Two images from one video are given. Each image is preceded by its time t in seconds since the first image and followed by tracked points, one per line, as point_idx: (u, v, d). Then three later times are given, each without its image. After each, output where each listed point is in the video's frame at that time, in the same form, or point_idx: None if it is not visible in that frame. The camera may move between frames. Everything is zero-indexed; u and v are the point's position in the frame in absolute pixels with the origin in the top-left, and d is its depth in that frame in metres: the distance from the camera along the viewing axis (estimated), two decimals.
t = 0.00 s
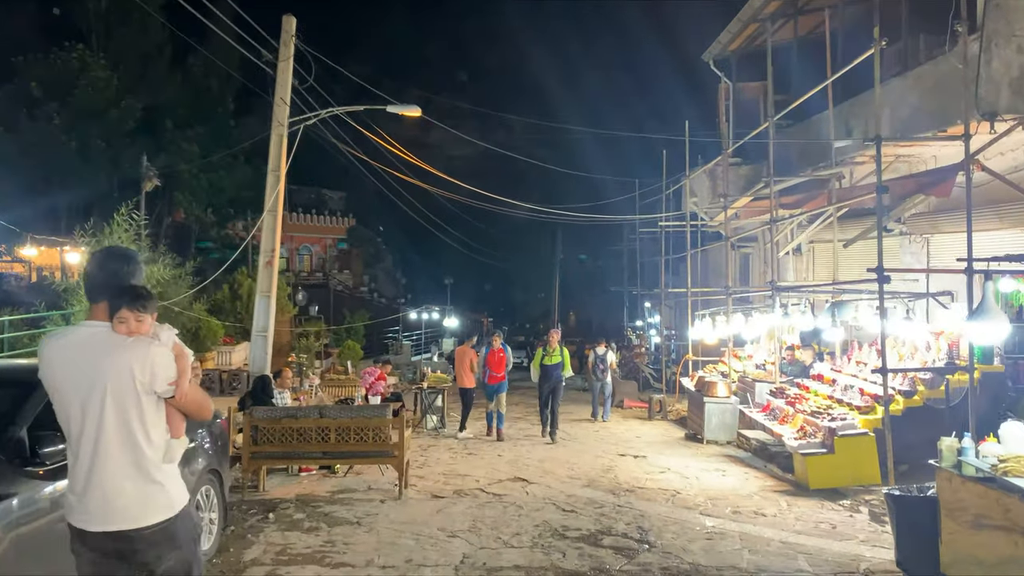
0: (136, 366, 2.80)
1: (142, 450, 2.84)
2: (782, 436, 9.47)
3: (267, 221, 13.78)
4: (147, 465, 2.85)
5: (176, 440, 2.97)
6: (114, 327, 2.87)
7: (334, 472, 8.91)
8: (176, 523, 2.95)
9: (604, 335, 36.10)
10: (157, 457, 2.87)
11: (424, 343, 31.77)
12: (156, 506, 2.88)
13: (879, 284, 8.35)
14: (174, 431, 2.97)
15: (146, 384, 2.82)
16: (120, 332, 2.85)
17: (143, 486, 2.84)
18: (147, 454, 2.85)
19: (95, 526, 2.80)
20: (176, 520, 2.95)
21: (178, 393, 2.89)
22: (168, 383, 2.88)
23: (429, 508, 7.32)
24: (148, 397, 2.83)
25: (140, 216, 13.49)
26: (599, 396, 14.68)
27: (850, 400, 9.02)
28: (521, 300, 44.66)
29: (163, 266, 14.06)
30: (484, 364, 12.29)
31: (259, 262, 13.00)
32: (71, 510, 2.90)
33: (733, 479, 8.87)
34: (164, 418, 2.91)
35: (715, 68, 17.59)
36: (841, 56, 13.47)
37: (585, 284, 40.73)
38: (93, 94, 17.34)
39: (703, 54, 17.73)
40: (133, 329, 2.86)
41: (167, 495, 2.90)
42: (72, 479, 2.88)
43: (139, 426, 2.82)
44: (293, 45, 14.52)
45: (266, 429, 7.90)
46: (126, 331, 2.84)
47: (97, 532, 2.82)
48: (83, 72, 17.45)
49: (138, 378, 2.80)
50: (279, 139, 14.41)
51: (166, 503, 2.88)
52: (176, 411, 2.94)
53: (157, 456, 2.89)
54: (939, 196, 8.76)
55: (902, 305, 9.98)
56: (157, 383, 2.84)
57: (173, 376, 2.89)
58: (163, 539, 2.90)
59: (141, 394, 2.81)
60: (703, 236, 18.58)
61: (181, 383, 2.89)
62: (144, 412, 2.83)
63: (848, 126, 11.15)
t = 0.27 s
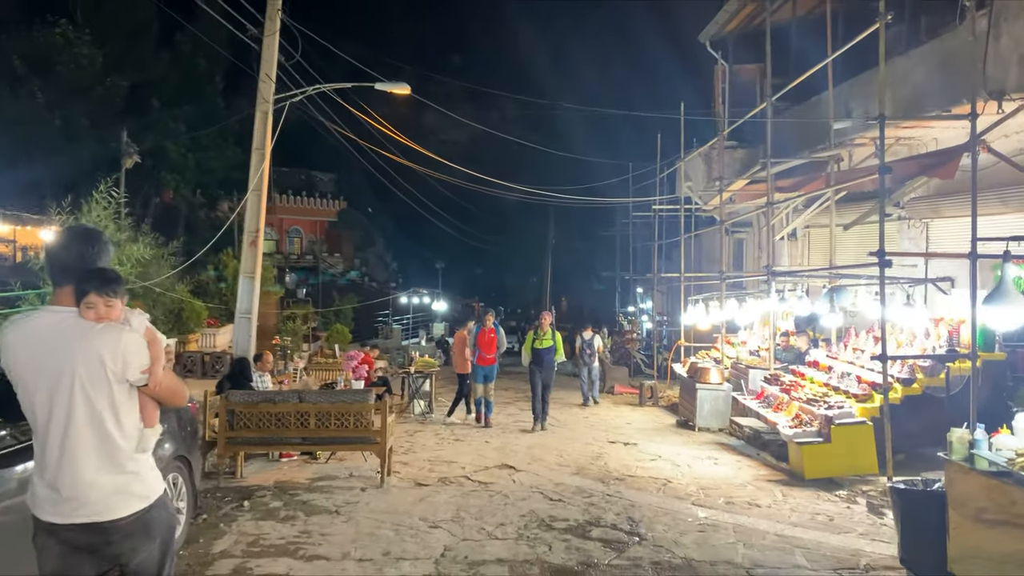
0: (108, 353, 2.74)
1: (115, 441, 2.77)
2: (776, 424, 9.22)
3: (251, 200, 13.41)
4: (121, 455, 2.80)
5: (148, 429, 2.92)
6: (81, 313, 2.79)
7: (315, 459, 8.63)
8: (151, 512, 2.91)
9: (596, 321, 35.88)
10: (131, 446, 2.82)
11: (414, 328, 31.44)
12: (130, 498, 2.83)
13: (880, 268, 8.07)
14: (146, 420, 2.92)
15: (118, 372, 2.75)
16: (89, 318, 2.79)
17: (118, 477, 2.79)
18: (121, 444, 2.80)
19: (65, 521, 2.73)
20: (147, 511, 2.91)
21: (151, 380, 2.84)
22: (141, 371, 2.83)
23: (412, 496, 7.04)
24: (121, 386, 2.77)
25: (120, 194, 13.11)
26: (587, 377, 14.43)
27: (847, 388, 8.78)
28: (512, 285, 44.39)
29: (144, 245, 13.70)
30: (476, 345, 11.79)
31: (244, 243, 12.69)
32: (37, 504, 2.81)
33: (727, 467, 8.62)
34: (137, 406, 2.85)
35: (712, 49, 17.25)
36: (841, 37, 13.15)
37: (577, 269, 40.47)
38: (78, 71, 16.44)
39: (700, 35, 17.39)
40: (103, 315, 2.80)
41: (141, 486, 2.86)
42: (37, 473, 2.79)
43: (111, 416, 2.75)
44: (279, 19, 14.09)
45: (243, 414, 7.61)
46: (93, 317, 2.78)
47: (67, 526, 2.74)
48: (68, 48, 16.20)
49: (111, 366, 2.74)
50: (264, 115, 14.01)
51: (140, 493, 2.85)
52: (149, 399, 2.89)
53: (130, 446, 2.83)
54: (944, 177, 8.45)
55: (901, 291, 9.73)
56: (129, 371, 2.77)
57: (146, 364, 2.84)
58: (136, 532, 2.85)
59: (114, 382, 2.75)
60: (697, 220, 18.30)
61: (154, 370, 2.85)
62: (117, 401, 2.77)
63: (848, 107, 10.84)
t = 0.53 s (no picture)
0: (83, 344, 2.64)
1: (96, 434, 2.69)
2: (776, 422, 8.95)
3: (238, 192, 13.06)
4: (102, 450, 2.72)
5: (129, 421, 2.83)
6: (52, 302, 2.70)
7: (300, 458, 8.31)
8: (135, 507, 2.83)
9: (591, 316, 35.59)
10: (113, 439, 2.74)
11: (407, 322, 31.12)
12: (114, 493, 2.75)
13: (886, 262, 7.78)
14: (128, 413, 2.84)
15: (96, 363, 2.67)
16: (60, 307, 2.69)
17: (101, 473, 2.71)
18: (102, 438, 2.71)
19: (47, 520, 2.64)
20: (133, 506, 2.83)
21: (130, 371, 2.74)
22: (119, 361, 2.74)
23: (397, 498, 6.74)
24: (98, 377, 2.68)
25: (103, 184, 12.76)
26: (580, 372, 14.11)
27: (849, 386, 8.50)
28: (508, 280, 44.09)
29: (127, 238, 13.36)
30: (467, 344, 11.31)
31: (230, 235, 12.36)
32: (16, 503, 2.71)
33: (725, 467, 8.34)
34: (118, 398, 2.76)
35: (710, 39, 16.92)
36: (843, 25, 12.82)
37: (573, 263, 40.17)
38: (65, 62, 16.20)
39: (697, 25, 17.05)
40: (75, 304, 2.71)
41: (126, 481, 2.78)
42: (14, 472, 2.69)
43: (88, 408, 2.67)
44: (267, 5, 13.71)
45: (223, 412, 7.31)
46: (65, 305, 2.68)
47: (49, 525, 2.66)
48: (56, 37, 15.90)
49: (88, 356, 2.65)
50: (252, 105, 13.65)
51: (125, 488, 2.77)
52: (130, 391, 2.80)
53: (112, 440, 2.75)
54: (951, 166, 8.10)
55: (905, 285, 9.45)
56: (106, 363, 2.68)
57: (124, 353, 2.75)
58: (122, 527, 2.78)
59: (91, 373, 2.66)
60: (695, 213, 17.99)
61: (134, 360, 2.76)
62: (97, 392, 2.69)
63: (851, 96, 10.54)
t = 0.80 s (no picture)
0: (30, 332, 2.70)
1: (40, 426, 2.72)
2: (773, 417, 8.67)
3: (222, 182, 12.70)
4: (47, 444, 2.73)
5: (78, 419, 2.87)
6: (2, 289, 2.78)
7: (281, 456, 8.01)
8: (80, 510, 2.84)
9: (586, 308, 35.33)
10: (59, 434, 2.76)
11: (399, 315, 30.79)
12: (55, 491, 2.75)
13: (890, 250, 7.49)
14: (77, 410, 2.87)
15: (43, 351, 2.72)
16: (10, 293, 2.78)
17: (43, 467, 2.72)
18: (46, 431, 2.73)
19: None
20: (79, 506, 2.84)
21: (78, 361, 2.79)
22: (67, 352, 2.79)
23: (380, 499, 6.44)
24: (45, 365, 2.72)
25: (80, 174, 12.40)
26: (572, 364, 13.88)
27: (850, 380, 8.22)
28: (501, 272, 43.79)
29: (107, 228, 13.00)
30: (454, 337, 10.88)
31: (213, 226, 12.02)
32: None
33: (721, 463, 8.06)
34: (66, 390, 2.80)
35: (705, 26, 16.57)
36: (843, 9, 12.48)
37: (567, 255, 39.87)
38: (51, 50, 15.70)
39: (692, 10, 16.69)
40: (24, 290, 2.80)
41: (69, 480, 2.79)
42: None
43: (33, 397, 2.70)
44: None
45: (198, 409, 7.01)
46: (13, 291, 2.77)
47: None
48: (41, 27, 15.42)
49: (34, 344, 2.70)
50: (236, 92, 13.26)
51: (67, 486, 2.77)
52: (78, 387, 2.85)
53: (58, 435, 2.77)
54: (956, 150, 7.79)
55: (906, 275, 9.18)
56: (54, 352, 2.73)
57: (73, 345, 2.80)
58: (64, 526, 2.78)
59: (39, 361, 2.71)
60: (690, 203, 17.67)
61: (82, 353, 2.80)
62: (43, 384, 2.73)
63: (851, 81, 10.22)
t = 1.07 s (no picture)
0: None
1: None
2: (773, 426, 8.37)
3: (206, 184, 12.38)
4: None
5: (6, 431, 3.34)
6: None
7: (261, 467, 7.69)
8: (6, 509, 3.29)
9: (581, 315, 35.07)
10: None
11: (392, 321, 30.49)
12: None
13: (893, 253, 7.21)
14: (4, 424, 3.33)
15: None
16: None
17: None
18: None
19: None
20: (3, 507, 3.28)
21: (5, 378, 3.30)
22: None
23: (361, 515, 6.14)
24: None
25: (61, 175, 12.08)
26: (565, 371, 13.58)
27: (851, 388, 7.93)
28: (496, 278, 43.51)
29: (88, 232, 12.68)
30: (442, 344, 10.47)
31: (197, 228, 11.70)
32: None
33: (719, 475, 7.76)
34: None
35: (701, 28, 16.32)
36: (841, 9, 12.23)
37: (562, 261, 39.61)
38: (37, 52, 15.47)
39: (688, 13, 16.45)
40: None
41: None
42: None
43: None
44: None
45: (171, 420, 6.69)
46: None
47: None
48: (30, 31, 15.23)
49: None
50: (221, 93, 12.96)
51: None
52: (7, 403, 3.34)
53: None
54: (962, 151, 7.52)
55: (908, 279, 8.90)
56: None
57: None
58: None
59: None
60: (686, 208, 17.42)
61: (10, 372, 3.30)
62: None
63: (851, 82, 9.96)
